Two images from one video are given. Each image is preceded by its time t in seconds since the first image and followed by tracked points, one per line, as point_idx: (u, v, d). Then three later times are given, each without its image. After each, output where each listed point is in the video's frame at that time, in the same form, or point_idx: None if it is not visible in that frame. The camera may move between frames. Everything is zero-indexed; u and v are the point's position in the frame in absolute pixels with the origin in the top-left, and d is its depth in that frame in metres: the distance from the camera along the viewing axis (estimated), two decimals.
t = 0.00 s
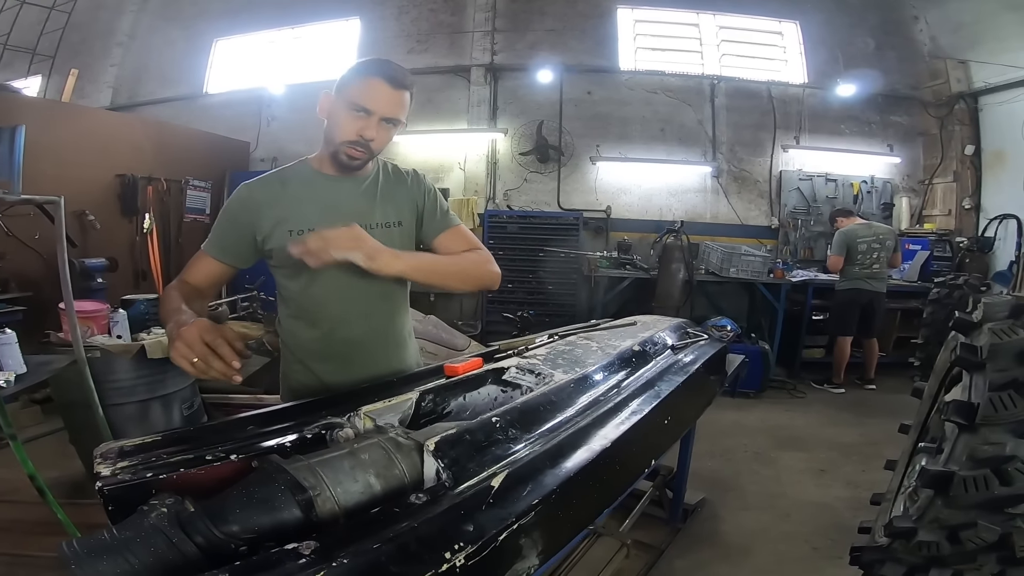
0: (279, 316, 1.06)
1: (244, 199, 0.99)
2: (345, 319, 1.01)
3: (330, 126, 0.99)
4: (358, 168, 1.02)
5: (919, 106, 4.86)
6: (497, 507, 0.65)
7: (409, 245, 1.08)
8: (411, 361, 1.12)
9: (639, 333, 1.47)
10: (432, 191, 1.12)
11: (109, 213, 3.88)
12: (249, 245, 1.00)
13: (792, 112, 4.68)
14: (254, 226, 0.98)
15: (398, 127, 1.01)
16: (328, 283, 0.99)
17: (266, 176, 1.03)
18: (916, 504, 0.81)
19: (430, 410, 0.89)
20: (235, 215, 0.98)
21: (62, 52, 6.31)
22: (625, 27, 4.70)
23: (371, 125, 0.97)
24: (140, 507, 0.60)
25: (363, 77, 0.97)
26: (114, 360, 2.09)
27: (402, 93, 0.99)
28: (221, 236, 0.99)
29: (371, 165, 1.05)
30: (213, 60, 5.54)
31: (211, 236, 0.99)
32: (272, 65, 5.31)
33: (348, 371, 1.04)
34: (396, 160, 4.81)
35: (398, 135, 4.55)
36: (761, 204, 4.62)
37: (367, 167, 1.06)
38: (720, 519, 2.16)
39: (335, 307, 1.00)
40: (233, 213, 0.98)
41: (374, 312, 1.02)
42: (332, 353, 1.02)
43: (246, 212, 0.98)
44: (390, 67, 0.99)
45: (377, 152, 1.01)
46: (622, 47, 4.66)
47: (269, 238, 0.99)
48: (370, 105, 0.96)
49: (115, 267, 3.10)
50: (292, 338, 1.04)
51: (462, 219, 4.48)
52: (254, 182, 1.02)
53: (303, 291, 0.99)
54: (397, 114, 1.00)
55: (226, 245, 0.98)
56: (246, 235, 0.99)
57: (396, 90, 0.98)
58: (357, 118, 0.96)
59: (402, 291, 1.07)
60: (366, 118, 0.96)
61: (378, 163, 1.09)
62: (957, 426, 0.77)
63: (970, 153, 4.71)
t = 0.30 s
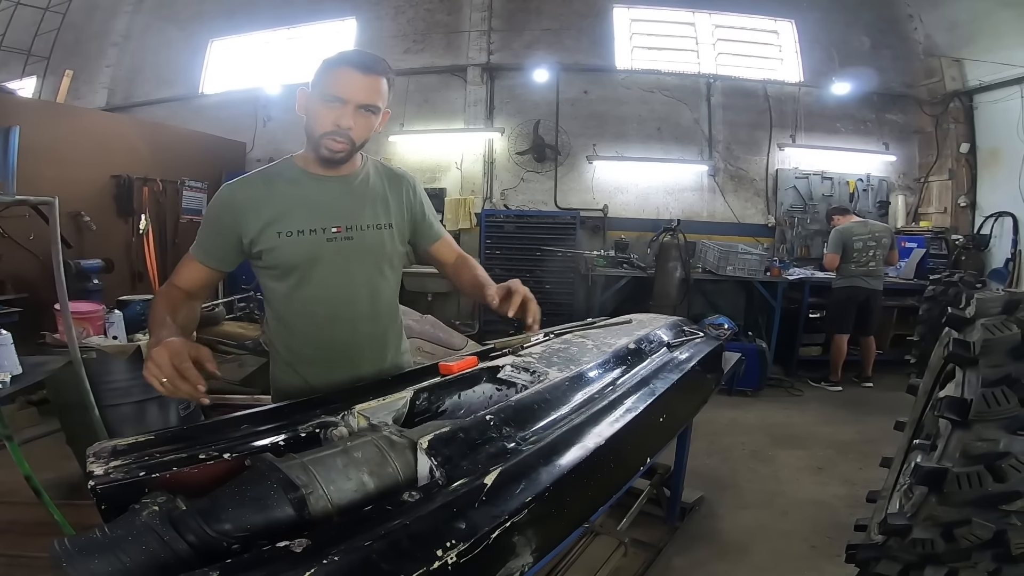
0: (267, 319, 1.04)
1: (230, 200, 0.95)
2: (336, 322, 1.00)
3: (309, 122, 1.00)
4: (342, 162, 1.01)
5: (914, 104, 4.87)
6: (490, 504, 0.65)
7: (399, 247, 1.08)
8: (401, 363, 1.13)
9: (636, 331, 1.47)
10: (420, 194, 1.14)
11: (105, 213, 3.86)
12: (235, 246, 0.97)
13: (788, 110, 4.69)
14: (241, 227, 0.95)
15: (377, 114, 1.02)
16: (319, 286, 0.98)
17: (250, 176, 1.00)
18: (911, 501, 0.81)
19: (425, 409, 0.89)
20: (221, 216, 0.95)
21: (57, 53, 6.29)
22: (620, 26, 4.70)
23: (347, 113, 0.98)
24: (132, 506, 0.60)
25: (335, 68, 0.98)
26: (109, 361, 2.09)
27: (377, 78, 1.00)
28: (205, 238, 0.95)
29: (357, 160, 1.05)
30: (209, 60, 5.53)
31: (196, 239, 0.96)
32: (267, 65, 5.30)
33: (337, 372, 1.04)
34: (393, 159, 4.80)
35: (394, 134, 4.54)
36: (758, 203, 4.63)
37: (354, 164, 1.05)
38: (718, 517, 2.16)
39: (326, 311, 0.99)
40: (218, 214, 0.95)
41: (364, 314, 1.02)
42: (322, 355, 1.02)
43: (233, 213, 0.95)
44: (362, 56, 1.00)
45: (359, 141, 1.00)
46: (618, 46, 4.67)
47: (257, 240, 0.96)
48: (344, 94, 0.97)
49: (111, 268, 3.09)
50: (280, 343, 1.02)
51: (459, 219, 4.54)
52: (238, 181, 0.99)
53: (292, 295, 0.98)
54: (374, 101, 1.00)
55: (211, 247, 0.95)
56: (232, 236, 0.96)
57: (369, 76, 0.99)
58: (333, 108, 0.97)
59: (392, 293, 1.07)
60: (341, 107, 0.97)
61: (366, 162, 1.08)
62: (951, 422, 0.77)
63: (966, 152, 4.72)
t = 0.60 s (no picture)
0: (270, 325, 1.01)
1: (236, 202, 0.91)
2: (352, 320, 1.00)
3: (309, 121, 0.99)
4: (347, 160, 1.01)
5: (911, 101, 4.87)
6: (489, 504, 0.64)
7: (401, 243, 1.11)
8: (402, 360, 1.15)
9: (635, 329, 1.47)
10: (409, 193, 1.18)
11: (102, 215, 3.84)
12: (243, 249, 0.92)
13: (785, 107, 4.68)
14: (252, 229, 0.91)
15: (379, 110, 1.02)
16: (336, 285, 0.98)
17: (248, 177, 0.96)
18: (913, 498, 0.80)
19: (424, 408, 0.89)
20: (227, 219, 0.90)
21: (52, 54, 6.27)
22: (617, 24, 4.69)
23: (349, 109, 0.98)
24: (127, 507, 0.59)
25: (335, 65, 0.98)
26: (107, 362, 2.09)
27: (376, 74, 1.00)
28: (208, 243, 0.89)
29: (360, 157, 1.05)
30: (204, 61, 5.52)
31: (194, 245, 0.88)
32: (263, 66, 5.29)
33: (349, 370, 1.04)
34: (390, 159, 4.79)
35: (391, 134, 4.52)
36: (756, 200, 4.63)
37: (356, 163, 1.05)
38: (718, 515, 2.16)
39: (342, 309, 0.99)
40: (224, 217, 0.90)
41: (377, 312, 1.04)
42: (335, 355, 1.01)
43: (241, 216, 0.91)
44: (361, 52, 1.00)
45: (362, 137, 1.00)
46: (615, 44, 4.66)
47: (270, 242, 0.93)
48: (345, 90, 0.97)
49: (108, 269, 3.08)
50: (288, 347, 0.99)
51: (457, 218, 4.53)
52: (234, 183, 0.94)
53: (308, 296, 0.97)
54: (375, 96, 1.00)
55: (218, 251, 0.89)
56: (241, 239, 0.91)
57: (370, 72, 0.99)
58: (335, 105, 0.97)
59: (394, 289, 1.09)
60: (343, 103, 0.97)
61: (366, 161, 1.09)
62: (953, 419, 0.76)
63: (963, 148, 4.71)
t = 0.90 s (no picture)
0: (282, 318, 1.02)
1: (259, 194, 0.93)
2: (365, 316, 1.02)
3: (336, 121, 0.98)
4: (373, 159, 1.03)
5: (910, 100, 4.87)
6: (491, 505, 0.64)
7: (414, 244, 1.13)
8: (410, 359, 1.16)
9: (635, 328, 1.47)
10: (427, 196, 1.20)
11: (100, 215, 3.83)
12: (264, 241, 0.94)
13: (784, 106, 4.68)
14: (270, 221, 0.93)
15: (404, 111, 1.02)
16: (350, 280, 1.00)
17: (270, 171, 0.98)
18: (916, 498, 0.80)
19: (424, 409, 0.88)
20: (250, 209, 0.91)
21: (49, 54, 6.25)
22: (616, 23, 4.69)
23: (378, 113, 0.97)
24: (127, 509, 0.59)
25: (362, 67, 0.96)
26: (106, 363, 2.08)
27: (402, 76, 0.99)
28: (228, 231, 0.90)
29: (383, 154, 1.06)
30: (202, 61, 5.50)
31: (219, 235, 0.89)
32: (261, 65, 5.27)
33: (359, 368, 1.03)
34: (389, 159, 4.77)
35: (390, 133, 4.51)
36: (755, 199, 4.63)
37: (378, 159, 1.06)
38: (719, 514, 2.16)
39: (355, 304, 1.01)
40: (247, 207, 0.91)
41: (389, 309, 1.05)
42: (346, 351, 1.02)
43: (261, 207, 0.92)
44: (386, 53, 0.99)
45: (389, 138, 1.01)
46: (614, 44, 4.66)
47: (286, 234, 0.94)
48: (374, 94, 0.96)
49: (106, 270, 3.06)
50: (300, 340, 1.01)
51: (456, 217, 4.52)
52: (259, 177, 0.96)
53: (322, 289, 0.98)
54: (402, 98, 1.00)
55: (241, 242, 0.90)
56: (261, 229, 0.92)
57: (397, 75, 0.98)
58: (363, 108, 0.96)
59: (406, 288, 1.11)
60: (372, 107, 0.96)
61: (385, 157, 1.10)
62: (956, 418, 0.76)
63: (962, 147, 4.72)
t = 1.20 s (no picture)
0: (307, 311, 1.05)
1: (294, 189, 0.97)
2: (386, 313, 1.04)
3: (386, 129, 1.00)
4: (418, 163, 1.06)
5: (908, 99, 4.87)
6: (491, 505, 0.64)
7: (440, 247, 1.15)
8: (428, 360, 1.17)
9: (635, 327, 1.47)
10: (458, 203, 1.22)
11: (97, 215, 3.82)
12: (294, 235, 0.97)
13: (783, 105, 4.68)
14: (301, 214, 0.96)
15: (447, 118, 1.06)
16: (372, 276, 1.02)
17: (307, 168, 1.02)
18: (915, 496, 0.80)
19: (424, 408, 0.88)
20: (284, 203, 0.95)
21: (46, 54, 6.23)
22: (614, 22, 4.68)
23: (432, 122, 1.01)
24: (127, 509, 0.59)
25: (415, 77, 0.98)
26: (105, 363, 2.08)
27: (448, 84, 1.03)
28: (264, 222, 0.94)
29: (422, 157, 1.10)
30: (200, 60, 5.49)
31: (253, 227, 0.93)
32: (260, 65, 5.26)
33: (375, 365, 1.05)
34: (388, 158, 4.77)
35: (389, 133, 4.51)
36: (753, 198, 4.63)
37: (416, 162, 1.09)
38: (719, 513, 2.17)
39: (376, 301, 1.03)
40: (281, 201, 0.95)
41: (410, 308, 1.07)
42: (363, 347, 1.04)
43: (295, 200, 0.96)
44: (431, 62, 1.01)
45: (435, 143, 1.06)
46: (613, 43, 4.65)
47: (316, 228, 0.98)
48: (429, 104, 0.99)
49: (105, 269, 3.06)
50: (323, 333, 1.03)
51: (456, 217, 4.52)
52: (296, 173, 1.01)
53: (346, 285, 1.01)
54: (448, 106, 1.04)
55: (274, 235, 0.94)
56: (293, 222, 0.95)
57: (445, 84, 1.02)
58: (418, 117, 0.99)
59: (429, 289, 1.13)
60: (427, 116, 1.00)
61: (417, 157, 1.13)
62: (955, 416, 0.77)
63: (959, 146, 4.74)
